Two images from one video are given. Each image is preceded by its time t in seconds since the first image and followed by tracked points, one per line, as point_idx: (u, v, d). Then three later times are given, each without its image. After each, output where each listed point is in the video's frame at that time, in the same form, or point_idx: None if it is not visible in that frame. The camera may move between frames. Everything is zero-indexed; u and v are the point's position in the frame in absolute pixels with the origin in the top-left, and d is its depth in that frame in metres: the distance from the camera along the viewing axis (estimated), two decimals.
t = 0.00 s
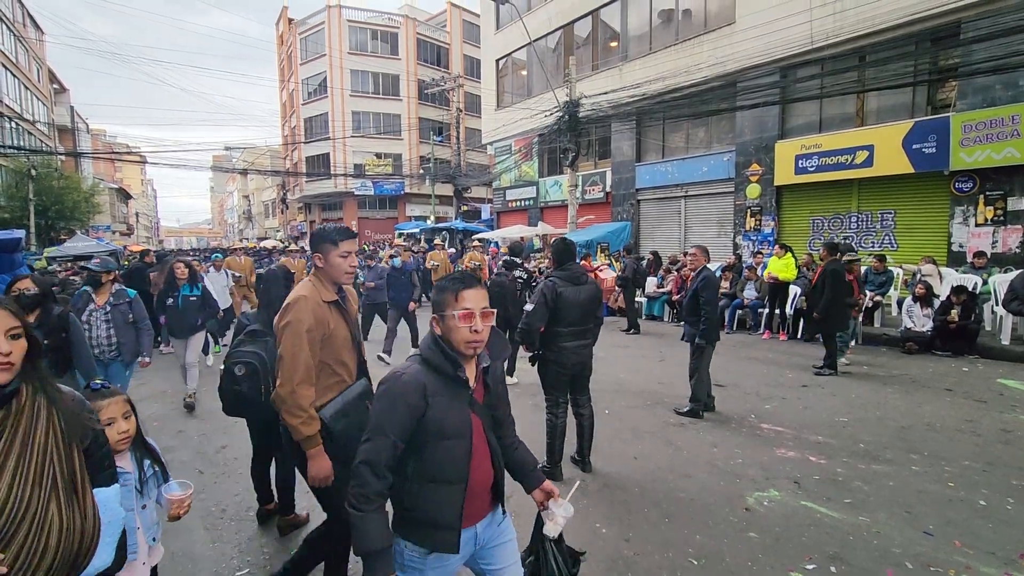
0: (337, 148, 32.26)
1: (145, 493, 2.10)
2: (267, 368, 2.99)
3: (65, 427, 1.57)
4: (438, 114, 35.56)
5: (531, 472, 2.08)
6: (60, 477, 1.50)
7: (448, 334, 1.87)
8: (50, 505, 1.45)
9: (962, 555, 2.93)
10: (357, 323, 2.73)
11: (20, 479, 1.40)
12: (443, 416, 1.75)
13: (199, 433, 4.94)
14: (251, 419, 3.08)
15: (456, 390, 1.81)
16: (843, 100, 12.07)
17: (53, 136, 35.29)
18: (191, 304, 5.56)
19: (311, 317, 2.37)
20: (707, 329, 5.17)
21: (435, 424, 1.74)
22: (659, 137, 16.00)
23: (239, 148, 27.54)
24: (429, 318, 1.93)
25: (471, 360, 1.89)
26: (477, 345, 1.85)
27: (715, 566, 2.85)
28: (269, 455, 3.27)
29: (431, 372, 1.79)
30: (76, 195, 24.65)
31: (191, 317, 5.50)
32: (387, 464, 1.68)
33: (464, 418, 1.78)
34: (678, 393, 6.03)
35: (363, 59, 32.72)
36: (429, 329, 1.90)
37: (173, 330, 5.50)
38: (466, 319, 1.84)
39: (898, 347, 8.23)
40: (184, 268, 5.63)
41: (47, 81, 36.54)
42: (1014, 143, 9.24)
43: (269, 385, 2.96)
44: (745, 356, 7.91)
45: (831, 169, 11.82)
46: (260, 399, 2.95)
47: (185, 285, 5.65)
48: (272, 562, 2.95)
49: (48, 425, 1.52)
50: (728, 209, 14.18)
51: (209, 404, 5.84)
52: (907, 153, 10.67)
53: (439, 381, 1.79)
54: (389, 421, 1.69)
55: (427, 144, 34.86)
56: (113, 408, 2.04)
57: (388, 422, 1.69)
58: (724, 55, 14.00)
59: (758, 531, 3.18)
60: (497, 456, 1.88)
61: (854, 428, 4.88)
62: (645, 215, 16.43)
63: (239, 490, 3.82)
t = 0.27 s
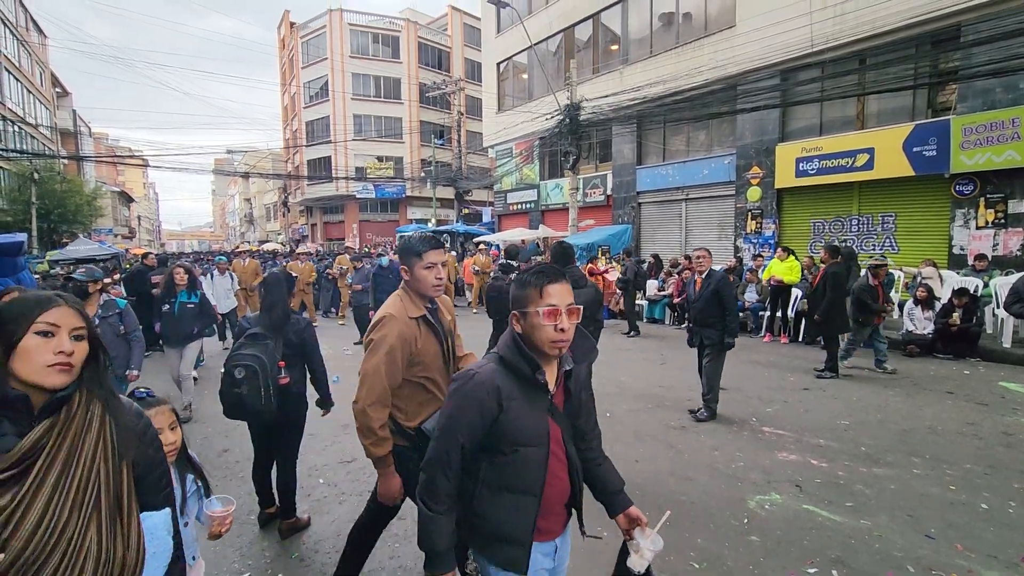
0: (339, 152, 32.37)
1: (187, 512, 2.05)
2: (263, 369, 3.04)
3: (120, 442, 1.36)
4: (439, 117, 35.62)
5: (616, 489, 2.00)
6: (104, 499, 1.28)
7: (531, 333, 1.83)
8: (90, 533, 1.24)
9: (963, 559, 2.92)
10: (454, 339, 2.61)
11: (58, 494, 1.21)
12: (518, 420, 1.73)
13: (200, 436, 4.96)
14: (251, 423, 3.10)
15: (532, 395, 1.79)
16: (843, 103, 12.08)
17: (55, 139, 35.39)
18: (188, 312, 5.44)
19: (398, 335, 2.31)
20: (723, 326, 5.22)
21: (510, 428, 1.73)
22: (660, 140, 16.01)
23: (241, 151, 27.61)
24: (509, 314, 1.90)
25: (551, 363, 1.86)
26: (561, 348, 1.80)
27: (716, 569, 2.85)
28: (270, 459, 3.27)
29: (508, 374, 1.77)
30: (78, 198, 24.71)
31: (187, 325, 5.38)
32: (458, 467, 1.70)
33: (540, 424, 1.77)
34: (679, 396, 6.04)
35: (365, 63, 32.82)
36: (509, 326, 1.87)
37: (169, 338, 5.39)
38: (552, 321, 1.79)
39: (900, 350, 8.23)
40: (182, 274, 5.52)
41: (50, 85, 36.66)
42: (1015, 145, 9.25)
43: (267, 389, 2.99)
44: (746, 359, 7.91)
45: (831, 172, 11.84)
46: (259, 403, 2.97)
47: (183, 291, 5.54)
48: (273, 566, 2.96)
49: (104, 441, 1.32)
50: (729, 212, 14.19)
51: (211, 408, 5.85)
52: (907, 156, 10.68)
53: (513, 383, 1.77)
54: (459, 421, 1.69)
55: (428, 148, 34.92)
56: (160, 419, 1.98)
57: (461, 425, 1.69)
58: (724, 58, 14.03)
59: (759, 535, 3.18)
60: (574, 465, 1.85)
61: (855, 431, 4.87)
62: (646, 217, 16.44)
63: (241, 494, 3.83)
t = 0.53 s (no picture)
0: (340, 155, 32.46)
1: (259, 532, 2.23)
2: (265, 371, 2.98)
3: (151, 458, 1.39)
4: (440, 120, 35.69)
5: (717, 531, 1.82)
6: (135, 528, 1.29)
7: (616, 372, 1.63)
8: (121, 564, 1.24)
9: (966, 562, 2.92)
10: (567, 336, 2.58)
11: (87, 529, 1.21)
12: (608, 476, 1.51)
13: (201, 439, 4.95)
14: (253, 426, 3.08)
15: (619, 445, 1.56)
16: (844, 105, 12.09)
17: (57, 143, 35.48)
18: (183, 315, 5.33)
19: (515, 333, 2.31)
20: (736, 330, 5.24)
21: (599, 487, 1.49)
22: (660, 142, 16.03)
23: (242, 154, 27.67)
24: (587, 347, 1.69)
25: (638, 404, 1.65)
26: (651, 386, 1.60)
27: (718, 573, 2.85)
28: (272, 461, 3.27)
29: (591, 424, 1.53)
30: (80, 202, 24.73)
31: (184, 328, 5.29)
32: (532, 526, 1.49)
33: (630, 478, 1.55)
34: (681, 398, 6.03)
35: (366, 66, 32.92)
36: (588, 362, 1.66)
37: (165, 342, 5.29)
38: (637, 356, 1.60)
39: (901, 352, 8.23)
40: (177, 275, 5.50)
41: (52, 89, 36.83)
42: (1015, 147, 9.26)
43: (269, 390, 2.95)
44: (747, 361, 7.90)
45: (832, 174, 11.83)
46: (263, 404, 2.93)
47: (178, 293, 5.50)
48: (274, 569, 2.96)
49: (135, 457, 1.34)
50: (729, 214, 14.19)
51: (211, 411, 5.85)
52: (908, 158, 10.68)
53: (599, 431, 1.53)
54: (536, 478, 1.47)
55: (429, 150, 34.96)
56: (235, 433, 2.11)
57: (537, 481, 1.47)
58: (724, 61, 14.07)
59: (761, 538, 3.17)
60: (664, 516, 1.67)
61: (856, 433, 4.86)
62: (647, 220, 16.44)
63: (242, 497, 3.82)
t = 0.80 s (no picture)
0: (341, 157, 32.54)
1: (311, 554, 2.09)
2: (267, 375, 2.97)
3: (165, 498, 1.21)
4: (441, 123, 35.76)
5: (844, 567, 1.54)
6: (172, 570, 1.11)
7: (730, 370, 1.41)
8: None
9: (968, 565, 2.91)
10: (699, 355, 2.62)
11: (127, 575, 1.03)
12: (717, 496, 1.30)
13: (201, 442, 4.95)
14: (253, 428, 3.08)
15: (725, 461, 1.35)
16: (845, 107, 12.09)
17: (60, 146, 35.62)
18: (180, 323, 5.32)
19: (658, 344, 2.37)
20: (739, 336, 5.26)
21: (708, 509, 1.29)
22: (661, 145, 16.05)
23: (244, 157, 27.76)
24: (688, 342, 1.49)
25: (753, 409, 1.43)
26: (771, 387, 1.39)
27: None
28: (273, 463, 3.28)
29: (693, 433, 1.34)
30: (82, 205, 24.79)
31: (181, 337, 5.29)
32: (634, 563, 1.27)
33: (741, 500, 1.34)
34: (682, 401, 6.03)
35: (368, 69, 33.02)
36: (690, 359, 1.45)
37: (161, 352, 5.26)
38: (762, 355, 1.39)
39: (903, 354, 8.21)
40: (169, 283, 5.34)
41: (55, 92, 36.99)
42: (1017, 149, 9.25)
43: (270, 393, 2.94)
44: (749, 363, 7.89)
45: (834, 176, 11.82)
46: (264, 407, 2.92)
47: (172, 302, 5.40)
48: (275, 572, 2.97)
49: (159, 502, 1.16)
50: (730, 216, 14.19)
51: (212, 413, 5.86)
52: (909, 160, 10.67)
53: (706, 444, 1.34)
54: (636, 499, 1.26)
55: (430, 153, 35.04)
56: (287, 451, 2.01)
57: (637, 502, 1.26)
58: (724, 63, 14.09)
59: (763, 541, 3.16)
60: (783, 548, 1.43)
61: (859, 436, 4.85)
62: (648, 222, 16.44)
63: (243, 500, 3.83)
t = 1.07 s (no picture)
0: (344, 160, 32.64)
1: None
2: (271, 377, 2.99)
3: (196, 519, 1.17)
4: (443, 125, 35.81)
5: None
6: None
7: (910, 422, 1.18)
8: None
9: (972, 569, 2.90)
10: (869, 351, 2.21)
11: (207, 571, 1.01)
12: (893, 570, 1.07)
13: (206, 444, 4.97)
14: (256, 430, 3.09)
15: (895, 526, 1.13)
16: (847, 110, 12.09)
17: (65, 149, 35.82)
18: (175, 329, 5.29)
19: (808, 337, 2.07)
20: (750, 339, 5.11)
21: None
22: (663, 147, 16.07)
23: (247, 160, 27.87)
24: (853, 384, 1.25)
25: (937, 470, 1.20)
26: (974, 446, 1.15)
27: None
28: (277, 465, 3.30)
29: (857, 491, 1.11)
30: (86, 207, 24.90)
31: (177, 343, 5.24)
32: None
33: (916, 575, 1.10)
34: (684, 403, 6.03)
35: (370, 72, 33.12)
36: (861, 409, 1.22)
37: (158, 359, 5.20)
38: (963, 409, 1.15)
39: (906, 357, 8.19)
40: (166, 284, 5.42)
41: (60, 96, 37.20)
42: (1019, 151, 9.24)
43: (274, 395, 2.96)
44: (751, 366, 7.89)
45: (836, 179, 11.82)
46: (268, 410, 2.94)
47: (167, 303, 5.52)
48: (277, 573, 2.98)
49: (194, 515, 1.14)
50: (733, 219, 14.19)
51: (216, 415, 5.88)
52: (912, 163, 10.66)
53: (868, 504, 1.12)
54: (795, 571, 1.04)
55: (433, 156, 35.10)
56: (334, 485, 1.95)
57: None
58: (726, 66, 14.11)
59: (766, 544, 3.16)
60: None
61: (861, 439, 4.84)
62: (650, 224, 16.44)
63: (246, 501, 3.84)
